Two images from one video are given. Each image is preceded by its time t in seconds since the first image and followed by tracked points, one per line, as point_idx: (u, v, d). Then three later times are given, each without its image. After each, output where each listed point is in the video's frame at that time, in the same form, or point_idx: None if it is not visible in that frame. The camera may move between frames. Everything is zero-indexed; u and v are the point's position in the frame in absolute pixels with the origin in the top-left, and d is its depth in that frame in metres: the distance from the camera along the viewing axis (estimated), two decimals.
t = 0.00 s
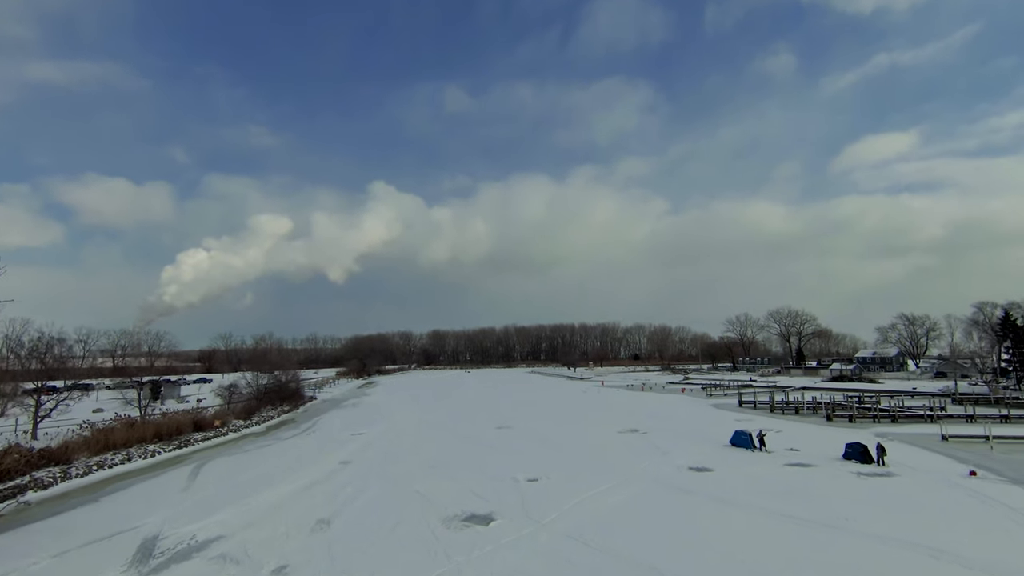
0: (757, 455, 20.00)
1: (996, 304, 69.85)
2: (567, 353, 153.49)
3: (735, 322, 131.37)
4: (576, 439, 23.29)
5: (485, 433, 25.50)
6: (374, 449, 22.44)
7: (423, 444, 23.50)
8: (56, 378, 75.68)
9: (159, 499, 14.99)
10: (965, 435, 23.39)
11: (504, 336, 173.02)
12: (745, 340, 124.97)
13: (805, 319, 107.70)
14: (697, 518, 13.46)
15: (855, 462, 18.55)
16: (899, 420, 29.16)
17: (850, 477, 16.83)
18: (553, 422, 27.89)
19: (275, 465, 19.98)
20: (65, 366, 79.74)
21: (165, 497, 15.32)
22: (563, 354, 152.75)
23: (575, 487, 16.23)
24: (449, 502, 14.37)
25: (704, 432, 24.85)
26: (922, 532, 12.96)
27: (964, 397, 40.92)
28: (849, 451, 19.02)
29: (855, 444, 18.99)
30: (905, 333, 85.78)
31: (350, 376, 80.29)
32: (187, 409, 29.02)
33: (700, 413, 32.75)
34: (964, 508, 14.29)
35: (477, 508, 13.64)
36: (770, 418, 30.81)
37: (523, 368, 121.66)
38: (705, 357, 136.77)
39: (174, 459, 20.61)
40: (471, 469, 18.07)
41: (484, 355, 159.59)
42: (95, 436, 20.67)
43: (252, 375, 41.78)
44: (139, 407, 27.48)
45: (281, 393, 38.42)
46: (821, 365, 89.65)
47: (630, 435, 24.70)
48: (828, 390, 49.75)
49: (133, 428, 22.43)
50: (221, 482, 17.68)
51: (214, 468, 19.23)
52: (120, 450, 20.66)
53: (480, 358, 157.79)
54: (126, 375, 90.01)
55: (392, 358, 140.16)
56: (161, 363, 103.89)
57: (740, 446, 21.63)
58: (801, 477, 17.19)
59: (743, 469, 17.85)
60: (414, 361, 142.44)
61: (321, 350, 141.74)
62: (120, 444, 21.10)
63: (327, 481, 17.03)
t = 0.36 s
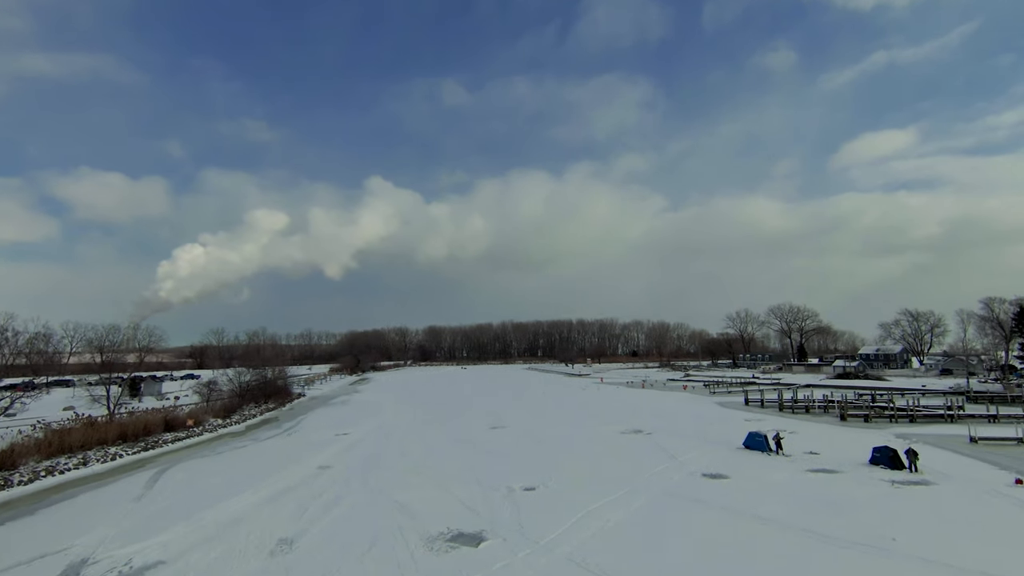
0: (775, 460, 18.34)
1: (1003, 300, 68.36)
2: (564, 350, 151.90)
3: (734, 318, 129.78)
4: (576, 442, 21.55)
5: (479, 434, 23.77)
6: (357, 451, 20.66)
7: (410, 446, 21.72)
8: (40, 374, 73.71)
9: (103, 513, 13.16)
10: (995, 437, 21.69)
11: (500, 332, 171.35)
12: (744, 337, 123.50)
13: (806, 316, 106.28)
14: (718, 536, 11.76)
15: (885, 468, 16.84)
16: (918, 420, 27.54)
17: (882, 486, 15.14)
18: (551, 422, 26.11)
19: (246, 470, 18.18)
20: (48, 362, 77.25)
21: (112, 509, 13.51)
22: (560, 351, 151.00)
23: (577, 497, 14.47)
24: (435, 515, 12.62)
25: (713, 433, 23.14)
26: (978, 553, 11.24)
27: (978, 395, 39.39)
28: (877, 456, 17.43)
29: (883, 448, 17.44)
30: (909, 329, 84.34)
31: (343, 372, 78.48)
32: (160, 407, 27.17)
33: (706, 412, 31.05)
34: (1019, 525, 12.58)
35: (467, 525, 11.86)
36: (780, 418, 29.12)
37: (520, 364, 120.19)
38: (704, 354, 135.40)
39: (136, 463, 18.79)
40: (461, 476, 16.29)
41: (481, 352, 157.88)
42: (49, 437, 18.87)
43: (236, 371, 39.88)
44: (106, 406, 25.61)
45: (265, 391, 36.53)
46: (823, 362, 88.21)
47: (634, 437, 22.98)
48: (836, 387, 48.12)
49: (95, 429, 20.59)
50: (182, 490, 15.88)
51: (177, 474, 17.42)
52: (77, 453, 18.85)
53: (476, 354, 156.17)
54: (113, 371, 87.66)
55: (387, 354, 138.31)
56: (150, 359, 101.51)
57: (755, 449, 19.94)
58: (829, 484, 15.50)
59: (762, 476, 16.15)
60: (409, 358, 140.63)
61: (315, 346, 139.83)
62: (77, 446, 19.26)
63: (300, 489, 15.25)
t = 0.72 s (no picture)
0: (797, 471, 16.63)
1: (1012, 299, 66.82)
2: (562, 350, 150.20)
3: (735, 318, 128.04)
4: (577, 449, 19.77)
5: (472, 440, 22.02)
6: (337, 460, 18.84)
7: (396, 453, 19.93)
8: (25, 372, 71.72)
9: (31, 536, 11.35)
10: None
11: (498, 331, 169.63)
12: (745, 337, 121.91)
13: (808, 315, 104.71)
14: (747, 565, 10.04)
15: (922, 481, 15.14)
16: (940, 425, 25.86)
17: (924, 503, 13.43)
18: (550, 427, 24.37)
19: (210, 481, 16.36)
20: (32, 361, 75.02)
21: (42, 531, 11.70)
22: (559, 351, 149.26)
23: (579, 516, 12.71)
24: (417, 539, 10.87)
25: (725, 440, 21.43)
26: None
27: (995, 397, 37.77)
28: (911, 467, 15.76)
29: (918, 458, 15.75)
30: (913, 329, 82.83)
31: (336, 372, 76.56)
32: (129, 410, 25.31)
33: (714, 416, 29.31)
34: None
35: (451, 554, 10.10)
36: (795, 423, 27.35)
37: (517, 364, 118.43)
38: (704, 354, 133.77)
39: (88, 473, 16.96)
40: (449, 490, 14.51)
41: (478, 351, 156.10)
42: None
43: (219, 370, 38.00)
44: (69, 408, 23.73)
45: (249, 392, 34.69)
46: (826, 362, 86.65)
47: (640, 443, 21.20)
48: (844, 389, 46.48)
49: (47, 435, 18.76)
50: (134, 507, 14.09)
51: (132, 487, 15.61)
52: (23, 462, 17.03)
53: (473, 354, 154.42)
54: (100, 371, 85.47)
55: (383, 353, 136.44)
56: (140, 358, 99.51)
57: (773, 458, 18.23)
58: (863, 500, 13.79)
59: (787, 491, 14.40)
60: (404, 357, 138.78)
61: (310, 345, 137.82)
62: (24, 454, 17.46)
63: (266, 505, 13.49)
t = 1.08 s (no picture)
0: (829, 490, 14.76)
1: None
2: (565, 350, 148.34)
3: (741, 319, 125.81)
4: (582, 460, 17.96)
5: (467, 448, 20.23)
6: (316, 468, 17.06)
7: (382, 462, 18.15)
8: (18, 367, 70.55)
9: None
10: None
11: (500, 331, 167.93)
12: (752, 339, 119.69)
13: (817, 317, 102.53)
14: None
15: (975, 504, 13.26)
16: (974, 436, 23.87)
17: (984, 535, 11.56)
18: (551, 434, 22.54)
19: (170, 491, 14.60)
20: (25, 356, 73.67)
21: None
22: (561, 351, 147.33)
23: (585, 546, 10.89)
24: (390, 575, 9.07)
25: (743, 450, 19.58)
26: None
27: None
28: (960, 488, 13.88)
29: (969, 477, 13.85)
30: (926, 333, 80.59)
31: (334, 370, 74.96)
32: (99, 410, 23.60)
33: (727, 422, 27.41)
34: None
35: None
36: (815, 431, 25.41)
37: (518, 364, 116.74)
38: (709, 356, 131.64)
39: (35, 480, 15.25)
40: (435, 509, 12.70)
41: (480, 351, 154.45)
42: None
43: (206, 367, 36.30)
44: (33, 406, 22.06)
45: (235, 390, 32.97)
46: (836, 365, 84.51)
47: (650, 453, 19.38)
48: (860, 394, 44.44)
49: None
50: (76, 528, 12.35)
51: (79, 500, 13.86)
52: None
53: (475, 353, 152.77)
54: (95, 367, 83.87)
55: (383, 352, 134.95)
56: (137, 354, 98.32)
57: (800, 473, 16.35)
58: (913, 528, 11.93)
59: (822, 514, 12.57)
60: (405, 355, 137.24)
61: (309, 342, 136.36)
62: None
63: (223, 524, 11.74)
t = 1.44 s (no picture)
0: (883, 516, 12.73)
1: None
2: (576, 351, 146.11)
3: (757, 321, 122.58)
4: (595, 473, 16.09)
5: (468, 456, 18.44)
6: (299, 478, 15.34)
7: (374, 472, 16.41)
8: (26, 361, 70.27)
9: None
10: None
11: (510, 330, 166.13)
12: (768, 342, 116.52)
13: (837, 320, 99.21)
14: None
15: None
16: None
17: None
18: (562, 442, 20.67)
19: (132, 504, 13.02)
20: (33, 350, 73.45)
21: None
22: (572, 352, 145.01)
23: None
24: None
25: (775, 465, 17.56)
26: None
27: None
28: None
29: None
30: (954, 337, 77.23)
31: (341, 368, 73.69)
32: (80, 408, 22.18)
33: (752, 431, 25.32)
34: None
35: None
36: (850, 442, 23.24)
37: (528, 364, 114.75)
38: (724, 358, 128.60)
39: None
40: (426, 533, 10.94)
41: (490, 350, 152.84)
42: None
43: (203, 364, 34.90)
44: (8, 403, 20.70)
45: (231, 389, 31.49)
46: (858, 370, 81.41)
47: (671, 466, 17.41)
48: (890, 402, 41.85)
49: None
50: (15, 548, 10.78)
51: (27, 514, 12.28)
52: None
53: (484, 353, 151.12)
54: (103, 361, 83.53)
55: (392, 350, 133.76)
56: (146, 350, 98.04)
57: (845, 493, 14.28)
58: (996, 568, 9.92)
59: (883, 550, 10.56)
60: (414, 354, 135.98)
61: (318, 340, 135.67)
62: None
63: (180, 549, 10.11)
